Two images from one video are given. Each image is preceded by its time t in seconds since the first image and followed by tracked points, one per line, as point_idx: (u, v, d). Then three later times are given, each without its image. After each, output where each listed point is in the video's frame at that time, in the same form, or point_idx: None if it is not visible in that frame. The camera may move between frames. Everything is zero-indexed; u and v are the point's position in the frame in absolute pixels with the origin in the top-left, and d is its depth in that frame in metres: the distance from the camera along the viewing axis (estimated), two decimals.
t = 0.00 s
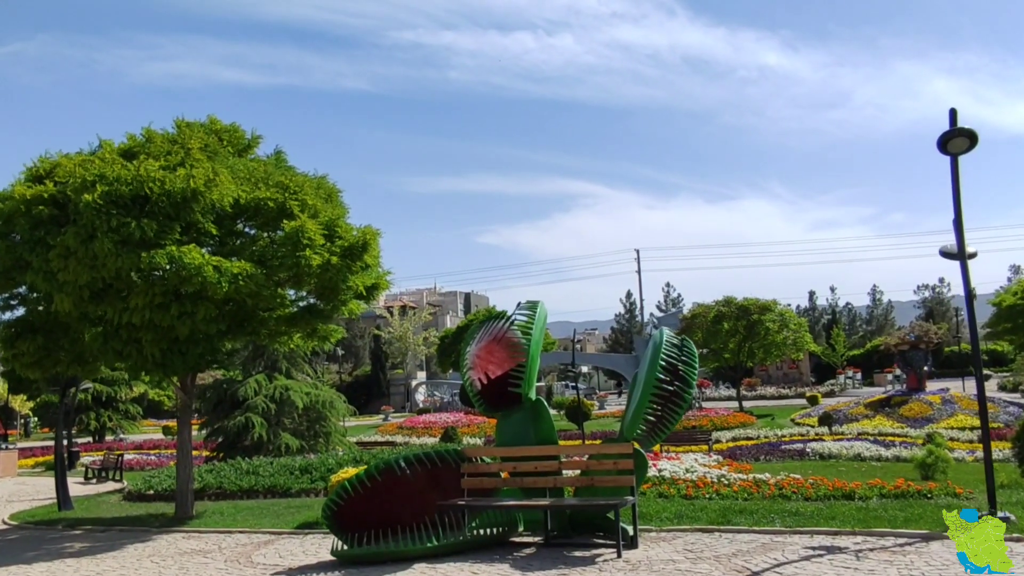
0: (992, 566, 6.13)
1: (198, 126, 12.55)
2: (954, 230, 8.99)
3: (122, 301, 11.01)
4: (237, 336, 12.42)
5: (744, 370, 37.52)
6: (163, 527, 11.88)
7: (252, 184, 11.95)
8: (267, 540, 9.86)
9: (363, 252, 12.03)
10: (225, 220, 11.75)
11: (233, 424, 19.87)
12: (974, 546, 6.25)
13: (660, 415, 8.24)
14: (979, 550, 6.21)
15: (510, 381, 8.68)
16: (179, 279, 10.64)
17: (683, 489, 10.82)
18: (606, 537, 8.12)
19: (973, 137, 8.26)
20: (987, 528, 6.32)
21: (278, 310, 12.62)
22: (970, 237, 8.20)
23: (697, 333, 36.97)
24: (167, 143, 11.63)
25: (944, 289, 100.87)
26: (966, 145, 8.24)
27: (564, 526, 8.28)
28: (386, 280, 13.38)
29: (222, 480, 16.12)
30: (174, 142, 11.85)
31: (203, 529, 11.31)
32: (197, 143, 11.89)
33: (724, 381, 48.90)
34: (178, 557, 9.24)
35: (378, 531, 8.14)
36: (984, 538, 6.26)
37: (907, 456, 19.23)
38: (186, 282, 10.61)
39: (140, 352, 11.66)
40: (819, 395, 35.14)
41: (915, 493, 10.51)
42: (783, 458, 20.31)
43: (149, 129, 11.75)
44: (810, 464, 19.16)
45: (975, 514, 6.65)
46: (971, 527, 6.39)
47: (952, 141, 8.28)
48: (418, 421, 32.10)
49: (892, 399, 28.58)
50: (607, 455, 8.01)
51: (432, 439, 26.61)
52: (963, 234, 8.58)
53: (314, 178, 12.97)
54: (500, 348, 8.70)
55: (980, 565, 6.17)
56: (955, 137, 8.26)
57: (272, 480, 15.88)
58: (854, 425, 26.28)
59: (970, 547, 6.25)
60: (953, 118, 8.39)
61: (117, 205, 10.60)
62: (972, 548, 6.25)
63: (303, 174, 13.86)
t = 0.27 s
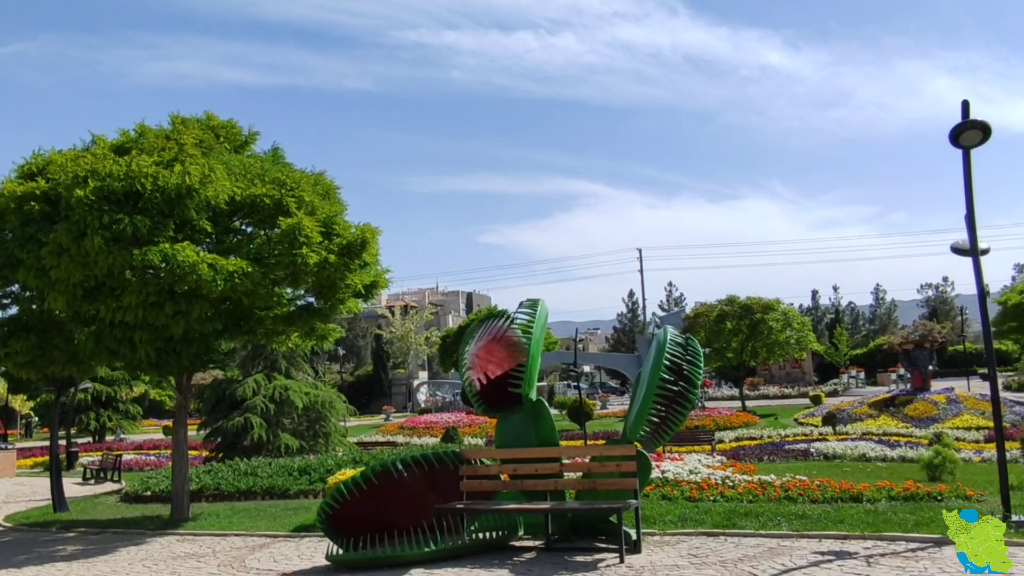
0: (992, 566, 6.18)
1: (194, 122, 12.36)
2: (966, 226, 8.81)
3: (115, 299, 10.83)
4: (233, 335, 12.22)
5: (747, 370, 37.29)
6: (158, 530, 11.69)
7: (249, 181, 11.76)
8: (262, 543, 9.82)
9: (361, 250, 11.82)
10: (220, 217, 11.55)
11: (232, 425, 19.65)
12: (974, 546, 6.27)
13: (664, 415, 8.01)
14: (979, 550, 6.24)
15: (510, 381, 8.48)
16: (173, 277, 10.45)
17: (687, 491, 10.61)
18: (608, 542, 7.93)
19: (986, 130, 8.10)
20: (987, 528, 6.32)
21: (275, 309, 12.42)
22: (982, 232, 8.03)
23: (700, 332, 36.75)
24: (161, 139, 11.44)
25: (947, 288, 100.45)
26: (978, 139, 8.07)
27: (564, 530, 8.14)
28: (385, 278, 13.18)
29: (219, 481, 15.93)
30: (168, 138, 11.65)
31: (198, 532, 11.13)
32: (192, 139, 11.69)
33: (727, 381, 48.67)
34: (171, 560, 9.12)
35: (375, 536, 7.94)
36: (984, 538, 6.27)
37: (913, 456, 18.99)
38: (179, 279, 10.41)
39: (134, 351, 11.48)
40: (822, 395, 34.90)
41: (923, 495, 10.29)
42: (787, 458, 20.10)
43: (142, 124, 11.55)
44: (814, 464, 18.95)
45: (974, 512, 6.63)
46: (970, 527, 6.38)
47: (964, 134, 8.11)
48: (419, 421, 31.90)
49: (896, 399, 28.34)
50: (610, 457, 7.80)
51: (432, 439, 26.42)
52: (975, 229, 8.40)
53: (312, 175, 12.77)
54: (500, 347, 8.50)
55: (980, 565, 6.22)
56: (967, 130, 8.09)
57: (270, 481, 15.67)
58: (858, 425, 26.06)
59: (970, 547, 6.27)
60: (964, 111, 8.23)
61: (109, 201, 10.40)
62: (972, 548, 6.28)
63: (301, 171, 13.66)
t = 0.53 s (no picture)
0: (993, 566, 6.25)
1: (191, 119, 12.16)
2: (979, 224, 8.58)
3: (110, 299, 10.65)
4: (229, 335, 12.05)
5: (751, 370, 37.04)
6: (154, 534, 11.51)
7: (246, 178, 11.56)
8: (259, 547, 9.69)
9: (361, 249, 11.60)
10: (217, 215, 11.37)
11: (231, 426, 19.46)
12: (974, 546, 6.34)
13: (670, 418, 7.79)
14: (979, 550, 6.31)
15: (511, 383, 8.27)
16: (169, 275, 10.26)
17: (692, 494, 10.40)
18: (612, 548, 7.73)
19: (1000, 125, 7.88)
20: (987, 528, 6.39)
21: (274, 309, 12.24)
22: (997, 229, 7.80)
23: (704, 332, 36.50)
24: (156, 135, 11.25)
25: (951, 288, 100.11)
26: (993, 134, 7.85)
27: (567, 535, 7.90)
28: (385, 278, 12.98)
29: (219, 483, 15.71)
30: (163, 135, 11.46)
31: (194, 536, 10.95)
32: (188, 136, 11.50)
33: (730, 381, 48.41)
34: (166, 566, 8.97)
35: (373, 541, 7.75)
36: (984, 538, 6.35)
37: (920, 458, 18.76)
38: (175, 278, 10.21)
39: (129, 352, 11.31)
40: (827, 395, 34.66)
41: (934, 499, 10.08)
42: (793, 459, 19.87)
43: (136, 121, 11.37)
44: (821, 466, 18.73)
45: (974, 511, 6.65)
46: (971, 526, 6.43)
47: (978, 129, 7.89)
48: (421, 421, 31.67)
49: (902, 399, 28.08)
50: (615, 461, 7.60)
51: (435, 439, 26.22)
52: (990, 227, 8.18)
53: (311, 173, 12.57)
54: (502, 348, 8.30)
55: (981, 565, 6.29)
56: (981, 126, 7.87)
57: (269, 483, 15.47)
58: (864, 426, 25.83)
59: (970, 547, 6.34)
60: (979, 105, 7.99)
61: (103, 198, 10.22)
62: (972, 548, 6.35)
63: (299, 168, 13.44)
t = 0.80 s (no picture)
0: (993, 567, 6.08)
1: (188, 112, 11.95)
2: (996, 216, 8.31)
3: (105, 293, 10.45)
4: (227, 330, 11.84)
5: (756, 368, 36.77)
6: (151, 533, 11.31)
7: (244, 171, 11.34)
8: (257, 548, 9.48)
9: (362, 244, 11.36)
10: (214, 209, 11.17)
11: (231, 425, 19.24)
12: (974, 546, 6.15)
13: (679, 415, 7.55)
14: (978, 549, 6.13)
15: (515, 379, 8.05)
16: (165, 269, 10.05)
17: (700, 494, 10.15)
18: (619, 548, 7.50)
19: (1020, 113, 7.60)
20: (988, 527, 6.17)
21: (273, 305, 12.03)
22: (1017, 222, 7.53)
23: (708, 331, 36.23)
24: (152, 128, 11.04)
25: (956, 286, 99.67)
26: (1011, 123, 7.58)
27: (572, 536, 7.67)
28: (386, 273, 12.76)
29: (218, 482, 15.50)
30: (160, 127, 11.26)
31: (191, 535, 10.75)
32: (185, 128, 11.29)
33: (734, 380, 48.12)
34: (161, 566, 8.76)
35: (373, 541, 7.53)
36: (984, 537, 6.15)
37: (929, 457, 18.49)
38: (171, 272, 10.00)
39: (126, 349, 11.10)
40: (832, 394, 34.37)
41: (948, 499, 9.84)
42: (800, 458, 19.61)
43: (132, 113, 11.18)
44: (828, 465, 18.47)
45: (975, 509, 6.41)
46: (971, 526, 6.21)
47: (997, 118, 7.62)
48: (424, 420, 31.44)
49: (909, 397, 27.78)
50: (621, 459, 7.36)
51: (437, 438, 26.00)
52: (1008, 220, 7.91)
53: (311, 166, 12.34)
54: (505, 343, 8.07)
55: (980, 565, 6.12)
56: (1000, 114, 7.59)
57: (269, 482, 15.26)
58: (870, 425, 25.55)
59: (970, 548, 6.14)
60: (997, 93, 7.72)
61: (97, 190, 10.03)
62: (972, 548, 6.16)
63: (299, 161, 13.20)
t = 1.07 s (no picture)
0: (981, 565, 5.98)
1: (185, 108, 11.71)
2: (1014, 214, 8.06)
3: (100, 293, 10.23)
4: (226, 329, 11.63)
5: (760, 368, 36.50)
6: (149, 536, 11.11)
7: (242, 168, 11.11)
8: (256, 552, 9.26)
9: (363, 242, 11.12)
10: (212, 207, 10.95)
11: (231, 425, 19.04)
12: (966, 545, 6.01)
13: (690, 418, 7.31)
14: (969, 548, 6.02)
15: (520, 380, 7.82)
16: (161, 268, 9.82)
17: (709, 498, 9.92)
18: (627, 555, 7.28)
19: None
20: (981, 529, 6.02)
21: (273, 304, 11.81)
22: None
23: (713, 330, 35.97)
24: (148, 124, 10.82)
25: (961, 285, 99.20)
26: None
27: (579, 542, 7.46)
28: (387, 272, 12.53)
29: (218, 483, 15.29)
30: (156, 123, 11.04)
31: (189, 539, 10.54)
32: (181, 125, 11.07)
33: (739, 379, 47.86)
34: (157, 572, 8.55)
35: (374, 547, 7.31)
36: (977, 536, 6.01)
37: (939, 458, 18.22)
38: (167, 272, 9.77)
39: (122, 349, 10.89)
40: (838, 395, 34.10)
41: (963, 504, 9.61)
42: (807, 459, 19.37)
43: (128, 109, 10.96)
44: (836, 467, 18.22)
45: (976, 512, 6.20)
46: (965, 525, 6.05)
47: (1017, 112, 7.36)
48: (426, 420, 31.24)
49: (917, 398, 27.50)
50: (630, 463, 7.11)
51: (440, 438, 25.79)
52: None
53: (312, 163, 12.11)
54: (510, 344, 7.84)
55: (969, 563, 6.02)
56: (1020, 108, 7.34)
57: (270, 483, 15.05)
58: (878, 425, 25.30)
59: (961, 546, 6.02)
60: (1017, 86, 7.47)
61: (91, 188, 9.81)
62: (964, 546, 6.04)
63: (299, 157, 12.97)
